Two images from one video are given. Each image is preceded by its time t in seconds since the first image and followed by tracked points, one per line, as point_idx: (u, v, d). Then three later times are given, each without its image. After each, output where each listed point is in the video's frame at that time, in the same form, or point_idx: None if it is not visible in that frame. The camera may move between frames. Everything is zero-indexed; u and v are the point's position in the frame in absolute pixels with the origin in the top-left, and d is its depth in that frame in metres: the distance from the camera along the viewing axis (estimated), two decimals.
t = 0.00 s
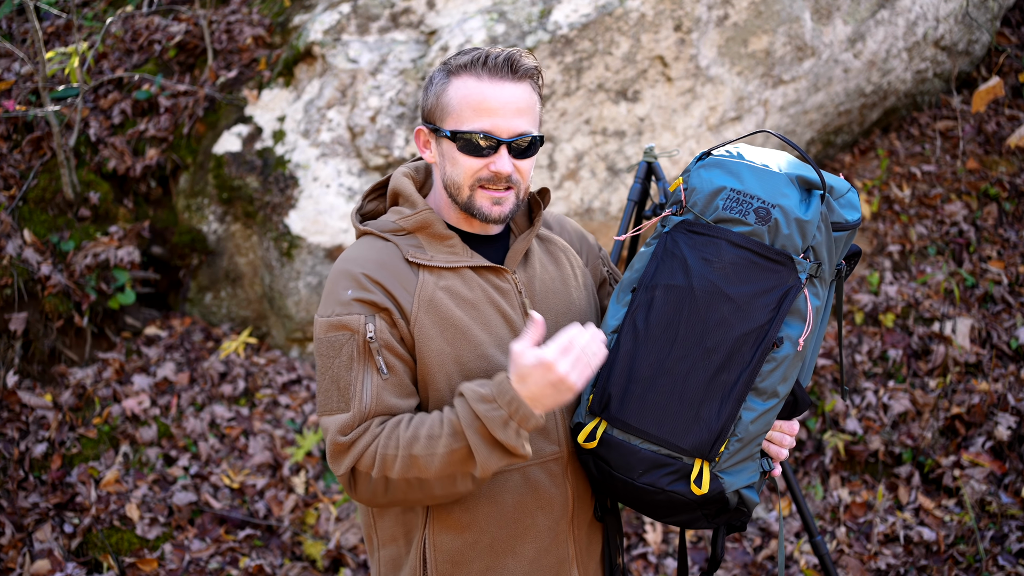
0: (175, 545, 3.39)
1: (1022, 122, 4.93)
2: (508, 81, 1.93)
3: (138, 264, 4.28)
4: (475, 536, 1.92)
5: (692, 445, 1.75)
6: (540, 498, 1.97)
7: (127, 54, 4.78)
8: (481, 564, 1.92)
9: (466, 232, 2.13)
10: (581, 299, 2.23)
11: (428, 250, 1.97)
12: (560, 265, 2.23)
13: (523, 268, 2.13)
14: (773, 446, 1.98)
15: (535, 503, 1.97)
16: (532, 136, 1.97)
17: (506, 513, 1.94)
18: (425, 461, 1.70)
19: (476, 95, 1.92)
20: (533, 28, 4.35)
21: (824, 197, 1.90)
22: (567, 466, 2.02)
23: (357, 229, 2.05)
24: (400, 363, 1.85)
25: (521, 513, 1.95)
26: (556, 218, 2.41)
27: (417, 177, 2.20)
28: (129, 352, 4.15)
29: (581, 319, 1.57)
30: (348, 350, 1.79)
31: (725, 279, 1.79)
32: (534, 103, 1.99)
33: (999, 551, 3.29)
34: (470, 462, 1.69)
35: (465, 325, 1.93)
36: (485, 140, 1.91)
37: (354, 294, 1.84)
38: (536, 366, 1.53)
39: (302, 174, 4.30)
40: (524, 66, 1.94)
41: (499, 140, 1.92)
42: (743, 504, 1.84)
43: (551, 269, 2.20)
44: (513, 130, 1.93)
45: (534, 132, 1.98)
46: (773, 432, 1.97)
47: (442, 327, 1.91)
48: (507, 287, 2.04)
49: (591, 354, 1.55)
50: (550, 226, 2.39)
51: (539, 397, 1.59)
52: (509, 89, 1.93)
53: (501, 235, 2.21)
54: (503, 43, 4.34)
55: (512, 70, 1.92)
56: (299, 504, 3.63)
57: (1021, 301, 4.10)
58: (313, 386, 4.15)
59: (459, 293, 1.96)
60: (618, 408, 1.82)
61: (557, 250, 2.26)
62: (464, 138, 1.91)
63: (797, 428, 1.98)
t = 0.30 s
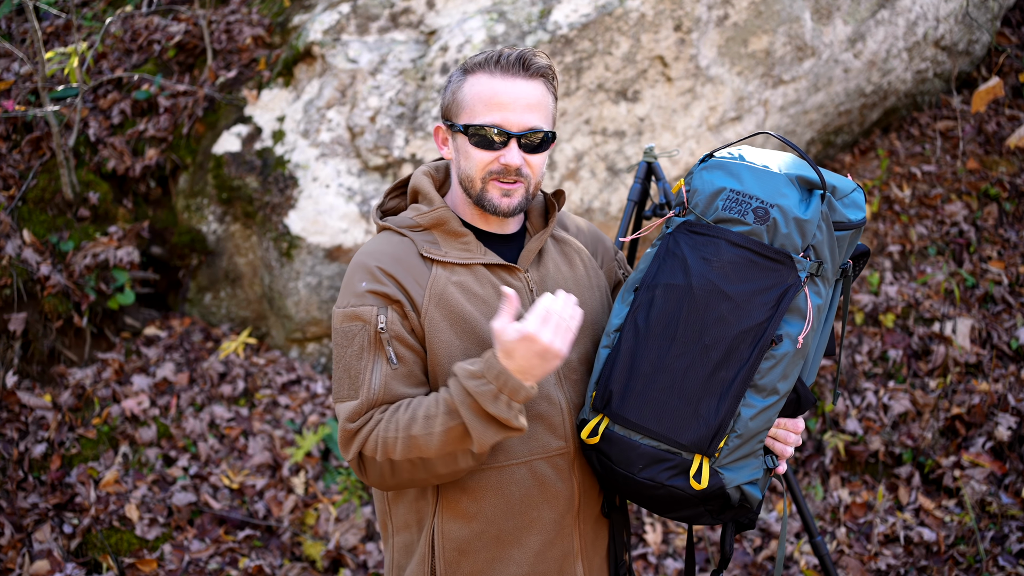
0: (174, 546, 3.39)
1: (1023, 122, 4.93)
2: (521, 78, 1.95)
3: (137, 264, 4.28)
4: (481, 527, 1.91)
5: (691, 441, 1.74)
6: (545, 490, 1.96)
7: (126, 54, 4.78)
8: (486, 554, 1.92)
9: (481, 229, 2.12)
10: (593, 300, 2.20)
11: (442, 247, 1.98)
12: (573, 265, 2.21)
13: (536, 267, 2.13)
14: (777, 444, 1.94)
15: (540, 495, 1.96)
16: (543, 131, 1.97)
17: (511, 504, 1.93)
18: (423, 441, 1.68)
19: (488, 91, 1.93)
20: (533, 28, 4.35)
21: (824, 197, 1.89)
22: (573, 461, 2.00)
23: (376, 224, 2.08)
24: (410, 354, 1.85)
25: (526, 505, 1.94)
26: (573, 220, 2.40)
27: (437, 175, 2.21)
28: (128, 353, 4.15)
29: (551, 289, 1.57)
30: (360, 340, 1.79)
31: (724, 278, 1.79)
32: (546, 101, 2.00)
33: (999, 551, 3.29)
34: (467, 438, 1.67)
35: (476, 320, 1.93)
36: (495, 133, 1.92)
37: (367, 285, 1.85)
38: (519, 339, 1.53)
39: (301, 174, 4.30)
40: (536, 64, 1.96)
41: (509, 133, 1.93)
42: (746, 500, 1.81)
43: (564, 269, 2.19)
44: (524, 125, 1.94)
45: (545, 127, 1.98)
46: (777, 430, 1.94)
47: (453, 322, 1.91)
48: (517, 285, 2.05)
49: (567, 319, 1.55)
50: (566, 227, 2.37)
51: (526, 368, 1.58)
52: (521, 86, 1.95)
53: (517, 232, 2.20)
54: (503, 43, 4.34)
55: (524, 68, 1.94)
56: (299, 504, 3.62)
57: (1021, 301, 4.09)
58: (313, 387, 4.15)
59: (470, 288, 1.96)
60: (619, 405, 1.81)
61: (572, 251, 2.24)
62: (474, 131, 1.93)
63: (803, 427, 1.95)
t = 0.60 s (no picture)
0: (173, 547, 3.39)
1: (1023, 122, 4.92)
2: (551, 102, 1.93)
3: (136, 265, 4.29)
4: (485, 517, 1.94)
5: (691, 439, 1.74)
6: (548, 484, 1.97)
7: (125, 54, 4.78)
8: (489, 544, 1.95)
9: (487, 232, 2.10)
10: (597, 299, 2.19)
11: (448, 250, 1.98)
12: (576, 266, 2.19)
13: (540, 267, 2.10)
14: (778, 448, 1.98)
15: (542, 488, 1.97)
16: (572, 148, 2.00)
17: (515, 496, 1.96)
18: (451, 448, 1.79)
19: (527, 122, 1.89)
20: (533, 28, 4.35)
21: (836, 207, 1.88)
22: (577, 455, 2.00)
23: (384, 226, 2.08)
24: (419, 352, 1.89)
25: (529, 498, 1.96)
26: (577, 220, 2.34)
27: (445, 179, 2.17)
28: (127, 353, 4.14)
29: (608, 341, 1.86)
30: (371, 339, 1.84)
31: (731, 282, 1.80)
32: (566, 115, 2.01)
33: (1000, 552, 3.28)
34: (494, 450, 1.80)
35: (480, 320, 1.93)
36: (542, 165, 1.92)
37: (376, 286, 1.88)
38: (567, 360, 1.74)
39: (300, 174, 4.29)
40: (562, 84, 1.94)
41: (552, 161, 1.93)
42: (743, 502, 1.81)
43: (568, 269, 2.16)
44: (562, 149, 1.95)
45: (571, 142, 2.00)
46: (778, 435, 1.98)
47: (458, 321, 1.92)
48: (522, 285, 2.03)
49: (613, 360, 1.79)
50: (569, 227, 2.32)
51: (562, 393, 1.77)
52: (553, 109, 1.93)
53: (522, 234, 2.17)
54: (503, 42, 4.33)
55: (555, 91, 1.91)
56: (298, 505, 3.61)
57: (1021, 301, 4.09)
58: (312, 387, 4.12)
59: (474, 289, 1.96)
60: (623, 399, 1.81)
61: (576, 252, 2.21)
62: (524, 167, 1.90)
63: (803, 435, 1.99)
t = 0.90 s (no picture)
0: (172, 547, 3.42)
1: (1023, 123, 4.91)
2: (564, 104, 1.96)
3: (136, 265, 4.29)
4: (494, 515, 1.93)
5: (700, 441, 1.74)
6: (555, 481, 1.97)
7: (125, 54, 4.77)
8: (496, 541, 1.94)
9: (492, 232, 2.10)
10: (603, 299, 2.18)
11: (455, 250, 1.98)
12: (581, 266, 2.18)
13: (545, 267, 2.10)
14: (780, 450, 2.00)
15: (549, 485, 1.97)
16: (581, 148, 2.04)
17: (522, 492, 1.95)
18: (457, 453, 1.78)
19: (546, 125, 1.91)
20: (533, 28, 4.34)
21: (845, 216, 1.89)
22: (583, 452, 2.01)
23: (389, 227, 2.07)
24: (427, 352, 1.88)
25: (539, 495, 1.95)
26: (580, 220, 2.33)
27: (450, 179, 2.17)
28: (127, 353, 4.14)
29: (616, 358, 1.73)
30: (379, 339, 1.83)
31: (742, 287, 1.79)
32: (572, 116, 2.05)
33: (1000, 553, 3.29)
34: (499, 459, 1.78)
35: (487, 319, 1.93)
36: (563, 166, 1.95)
37: (384, 287, 1.88)
38: (574, 383, 1.63)
39: (300, 174, 4.28)
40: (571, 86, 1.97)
41: (570, 161, 1.97)
42: (746, 502, 1.81)
43: (573, 269, 2.15)
44: (575, 149, 1.99)
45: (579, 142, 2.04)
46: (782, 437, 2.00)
47: (466, 321, 1.91)
48: (527, 284, 2.02)
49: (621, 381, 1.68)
50: (573, 227, 2.31)
51: (569, 411, 1.68)
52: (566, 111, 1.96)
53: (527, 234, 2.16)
54: (502, 43, 4.33)
55: (567, 94, 1.94)
56: (298, 505, 3.60)
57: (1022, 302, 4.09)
58: (312, 391, 4.04)
59: (481, 289, 1.96)
60: (632, 401, 1.80)
61: (581, 251, 2.20)
62: (547, 171, 1.92)
63: (804, 438, 2.01)
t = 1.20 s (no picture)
0: (171, 548, 3.37)
1: None
2: (554, 112, 1.89)
3: (134, 265, 4.31)
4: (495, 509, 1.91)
5: (702, 434, 1.72)
6: (557, 477, 1.96)
7: (123, 54, 4.76)
8: (495, 534, 1.92)
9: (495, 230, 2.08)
10: (604, 297, 2.19)
11: (460, 245, 1.96)
12: (583, 263, 2.18)
13: (548, 265, 2.10)
14: (781, 446, 1.98)
15: (548, 480, 1.95)
16: (574, 156, 1.97)
17: (521, 487, 1.93)
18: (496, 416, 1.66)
19: (529, 133, 1.86)
20: (532, 28, 4.34)
21: (845, 213, 1.89)
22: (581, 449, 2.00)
23: (393, 223, 2.06)
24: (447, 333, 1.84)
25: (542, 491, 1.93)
26: (583, 217, 2.33)
27: (453, 177, 2.15)
28: (126, 354, 4.17)
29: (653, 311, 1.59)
30: (402, 320, 1.76)
31: (743, 281, 1.79)
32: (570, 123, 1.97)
33: (1001, 553, 3.27)
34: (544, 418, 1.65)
35: (495, 311, 1.91)
36: (544, 176, 1.90)
37: (398, 272, 1.83)
38: (611, 330, 1.53)
39: (299, 175, 4.27)
40: (565, 94, 1.89)
41: (554, 171, 1.91)
42: (748, 497, 1.77)
43: (575, 267, 2.15)
44: (564, 158, 1.92)
45: (574, 150, 1.97)
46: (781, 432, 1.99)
47: (475, 311, 1.90)
48: (531, 281, 2.02)
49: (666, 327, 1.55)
50: (575, 225, 2.30)
51: (611, 362, 1.56)
52: (555, 120, 1.89)
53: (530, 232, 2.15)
54: (502, 43, 4.32)
55: (558, 102, 1.87)
56: (296, 506, 3.58)
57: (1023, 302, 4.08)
58: (310, 389, 4.11)
59: (488, 282, 1.95)
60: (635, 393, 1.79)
61: (583, 249, 2.20)
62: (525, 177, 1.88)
63: (805, 433, 2.00)
